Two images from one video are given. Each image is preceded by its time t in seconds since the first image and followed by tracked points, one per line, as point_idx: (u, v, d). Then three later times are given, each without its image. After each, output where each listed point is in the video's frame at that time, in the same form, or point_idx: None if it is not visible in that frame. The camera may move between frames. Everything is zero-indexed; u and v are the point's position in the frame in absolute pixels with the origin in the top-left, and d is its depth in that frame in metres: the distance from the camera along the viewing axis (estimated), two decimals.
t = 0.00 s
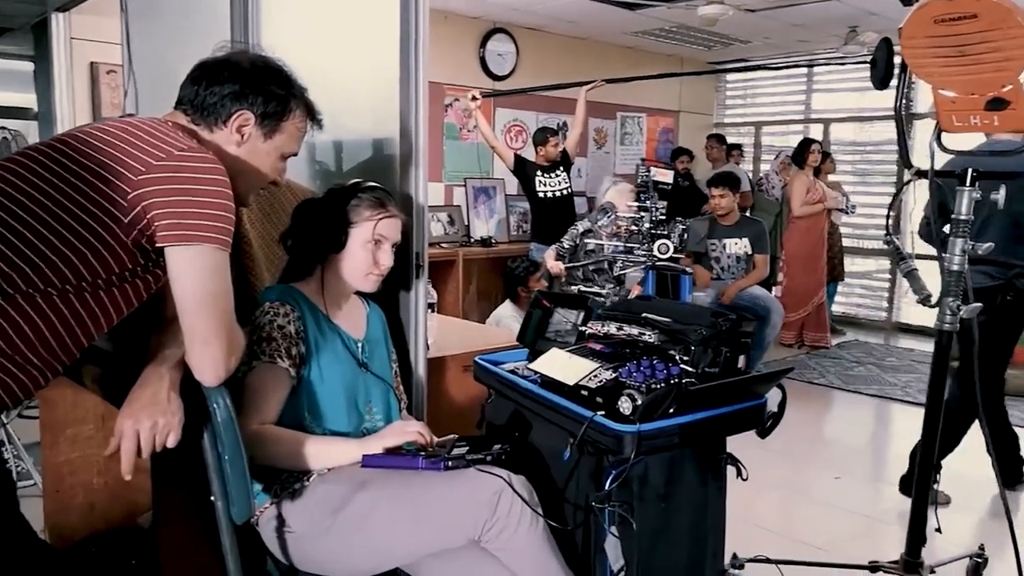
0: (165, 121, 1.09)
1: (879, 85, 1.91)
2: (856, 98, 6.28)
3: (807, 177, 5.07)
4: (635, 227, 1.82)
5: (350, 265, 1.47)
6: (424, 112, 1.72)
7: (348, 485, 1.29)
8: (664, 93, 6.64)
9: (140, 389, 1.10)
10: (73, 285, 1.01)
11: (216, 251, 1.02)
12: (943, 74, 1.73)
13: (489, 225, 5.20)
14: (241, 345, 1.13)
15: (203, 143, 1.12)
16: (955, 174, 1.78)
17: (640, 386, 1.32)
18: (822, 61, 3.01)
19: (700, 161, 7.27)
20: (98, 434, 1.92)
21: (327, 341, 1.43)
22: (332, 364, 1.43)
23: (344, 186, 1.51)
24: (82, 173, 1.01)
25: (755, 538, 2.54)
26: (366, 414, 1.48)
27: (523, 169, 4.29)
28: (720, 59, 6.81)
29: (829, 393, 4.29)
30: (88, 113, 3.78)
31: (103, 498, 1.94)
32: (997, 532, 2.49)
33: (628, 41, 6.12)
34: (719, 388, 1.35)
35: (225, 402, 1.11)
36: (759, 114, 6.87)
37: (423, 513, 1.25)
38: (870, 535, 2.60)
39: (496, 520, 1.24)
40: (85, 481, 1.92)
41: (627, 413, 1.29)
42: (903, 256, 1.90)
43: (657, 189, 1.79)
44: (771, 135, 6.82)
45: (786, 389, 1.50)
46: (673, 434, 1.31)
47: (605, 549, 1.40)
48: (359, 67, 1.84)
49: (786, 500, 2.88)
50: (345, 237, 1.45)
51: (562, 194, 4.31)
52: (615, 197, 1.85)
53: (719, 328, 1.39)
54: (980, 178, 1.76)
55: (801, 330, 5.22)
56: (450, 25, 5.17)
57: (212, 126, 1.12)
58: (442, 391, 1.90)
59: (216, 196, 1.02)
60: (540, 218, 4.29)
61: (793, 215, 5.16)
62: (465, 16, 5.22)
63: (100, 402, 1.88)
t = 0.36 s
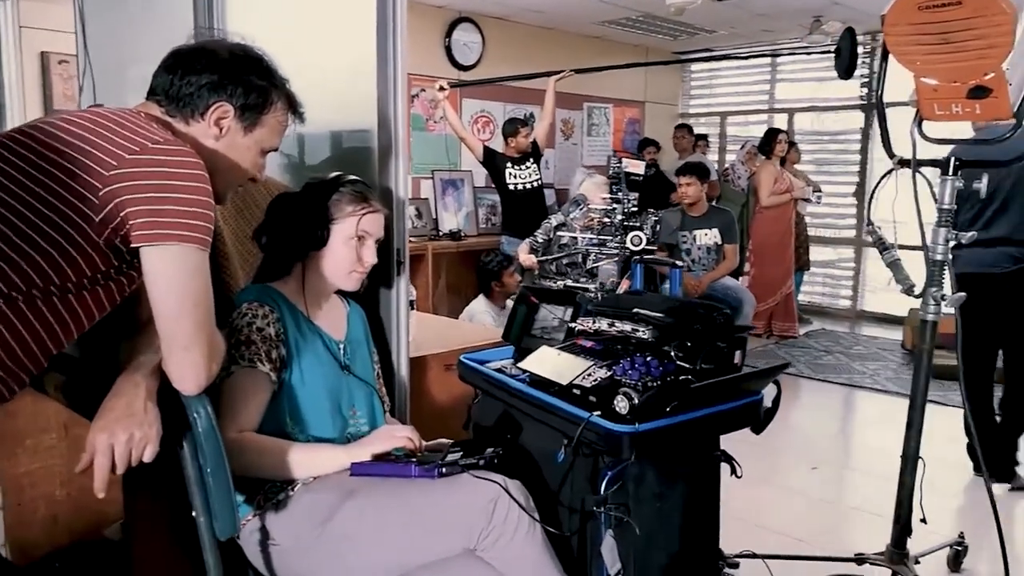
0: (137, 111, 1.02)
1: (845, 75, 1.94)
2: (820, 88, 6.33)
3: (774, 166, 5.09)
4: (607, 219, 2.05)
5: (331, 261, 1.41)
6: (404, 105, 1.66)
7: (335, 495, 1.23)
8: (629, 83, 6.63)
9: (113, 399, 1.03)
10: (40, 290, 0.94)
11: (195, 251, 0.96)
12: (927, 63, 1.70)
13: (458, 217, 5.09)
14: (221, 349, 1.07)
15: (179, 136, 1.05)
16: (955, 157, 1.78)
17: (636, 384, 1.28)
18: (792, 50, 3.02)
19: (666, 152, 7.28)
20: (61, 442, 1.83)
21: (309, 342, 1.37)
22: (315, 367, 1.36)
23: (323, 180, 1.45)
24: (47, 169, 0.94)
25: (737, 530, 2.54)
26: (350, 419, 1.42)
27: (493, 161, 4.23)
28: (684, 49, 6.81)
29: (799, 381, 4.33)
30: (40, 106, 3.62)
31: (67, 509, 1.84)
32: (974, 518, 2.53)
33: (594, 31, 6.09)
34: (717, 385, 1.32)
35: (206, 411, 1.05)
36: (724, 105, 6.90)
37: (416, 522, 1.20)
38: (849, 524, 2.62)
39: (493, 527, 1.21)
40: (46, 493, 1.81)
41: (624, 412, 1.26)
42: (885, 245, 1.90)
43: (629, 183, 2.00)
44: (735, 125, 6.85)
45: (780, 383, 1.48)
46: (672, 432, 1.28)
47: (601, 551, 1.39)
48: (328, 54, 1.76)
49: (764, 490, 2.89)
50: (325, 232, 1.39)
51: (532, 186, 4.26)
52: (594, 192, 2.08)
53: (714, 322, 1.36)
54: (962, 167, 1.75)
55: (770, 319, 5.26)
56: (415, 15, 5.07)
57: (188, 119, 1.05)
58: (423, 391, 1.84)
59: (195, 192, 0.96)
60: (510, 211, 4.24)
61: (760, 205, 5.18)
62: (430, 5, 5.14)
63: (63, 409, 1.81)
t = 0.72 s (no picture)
0: (141, 111, 0.99)
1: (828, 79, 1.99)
2: (801, 92, 6.38)
3: (758, 168, 5.10)
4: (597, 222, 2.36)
5: (333, 265, 1.37)
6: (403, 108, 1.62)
7: (342, 507, 1.19)
8: (612, 86, 6.63)
9: (116, 410, 0.99)
10: (41, 297, 0.90)
11: (201, 256, 0.92)
12: (927, 65, 1.69)
13: (441, 221, 5.00)
14: (226, 358, 1.02)
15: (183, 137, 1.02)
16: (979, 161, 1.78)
17: (648, 390, 1.26)
18: (781, 53, 3.03)
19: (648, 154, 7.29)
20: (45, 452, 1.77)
21: (310, 348, 1.33)
22: (316, 374, 1.32)
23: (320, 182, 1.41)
24: (48, 169, 0.89)
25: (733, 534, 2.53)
26: (352, 427, 1.38)
27: (480, 163, 4.20)
28: (667, 52, 6.83)
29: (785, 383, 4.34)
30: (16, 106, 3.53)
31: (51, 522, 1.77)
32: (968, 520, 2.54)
33: (578, 33, 6.08)
34: (730, 391, 1.29)
35: (210, 420, 1.00)
36: (705, 107, 6.92)
37: (426, 533, 1.17)
38: (844, 526, 2.62)
39: (506, 538, 1.18)
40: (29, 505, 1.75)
41: (638, 419, 1.23)
42: (885, 248, 1.89)
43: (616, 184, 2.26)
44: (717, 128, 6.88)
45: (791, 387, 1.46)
46: (685, 439, 1.25)
47: (613, 561, 1.36)
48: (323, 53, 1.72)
49: (757, 493, 2.88)
50: (325, 233, 1.35)
51: (519, 189, 4.24)
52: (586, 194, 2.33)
53: (725, 326, 1.33)
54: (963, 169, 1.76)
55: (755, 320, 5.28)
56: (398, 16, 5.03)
57: (192, 120, 1.02)
58: (423, 397, 1.80)
59: (202, 196, 0.91)
60: (497, 213, 4.21)
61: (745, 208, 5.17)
62: (414, 7, 5.10)
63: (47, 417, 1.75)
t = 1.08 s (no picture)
0: (148, 113, 0.98)
1: (804, 80, 2.02)
2: (778, 94, 6.43)
3: (739, 170, 5.10)
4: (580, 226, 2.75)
5: (335, 269, 1.35)
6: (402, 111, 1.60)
7: (350, 517, 1.16)
8: (592, 88, 6.64)
9: (122, 420, 0.96)
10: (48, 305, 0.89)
11: (211, 261, 0.92)
12: (921, 65, 1.69)
13: (424, 224, 4.98)
14: (233, 366, 1.00)
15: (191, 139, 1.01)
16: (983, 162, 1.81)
17: (658, 393, 1.24)
18: (765, 55, 3.05)
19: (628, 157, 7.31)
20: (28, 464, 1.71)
21: (312, 355, 1.30)
22: (319, 381, 1.30)
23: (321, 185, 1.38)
24: (55, 173, 0.88)
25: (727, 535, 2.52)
26: (355, 435, 1.35)
27: (464, 166, 4.17)
28: (645, 54, 6.85)
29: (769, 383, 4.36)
30: None
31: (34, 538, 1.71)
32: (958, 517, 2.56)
33: (557, 36, 6.08)
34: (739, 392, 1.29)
35: (218, 432, 0.98)
36: (684, 110, 6.95)
37: (436, 542, 1.15)
38: (836, 526, 2.63)
39: (518, 545, 1.15)
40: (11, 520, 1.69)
41: (649, 422, 1.22)
42: (879, 248, 1.90)
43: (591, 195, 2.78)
44: (696, 130, 6.91)
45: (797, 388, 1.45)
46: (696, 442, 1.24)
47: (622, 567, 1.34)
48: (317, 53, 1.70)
49: (749, 494, 2.88)
50: (327, 238, 1.32)
51: (504, 191, 4.22)
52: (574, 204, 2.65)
53: (733, 327, 1.33)
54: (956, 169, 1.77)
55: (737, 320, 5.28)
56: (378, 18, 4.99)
57: (201, 123, 1.01)
58: (420, 403, 1.77)
59: (214, 199, 0.92)
60: (481, 216, 4.18)
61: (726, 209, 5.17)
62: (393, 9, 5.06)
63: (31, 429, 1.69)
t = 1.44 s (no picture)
0: (125, 107, 0.95)
1: (765, 80, 2.06)
2: (739, 94, 6.53)
3: (701, 169, 5.13)
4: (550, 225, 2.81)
5: (311, 265, 1.33)
6: (376, 104, 1.58)
7: (332, 517, 1.15)
8: (554, 87, 6.66)
9: (101, 422, 0.94)
10: (25, 304, 0.87)
11: (193, 259, 0.90)
12: (884, 62, 1.73)
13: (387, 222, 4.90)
14: (213, 365, 0.98)
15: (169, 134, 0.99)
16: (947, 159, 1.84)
17: (638, 387, 1.25)
18: (728, 55, 3.09)
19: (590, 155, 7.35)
20: None
21: (290, 353, 1.28)
22: (297, 380, 1.27)
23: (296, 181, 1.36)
24: (34, 168, 0.87)
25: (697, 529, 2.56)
26: (334, 434, 1.33)
27: (429, 164, 4.15)
28: (606, 54, 6.89)
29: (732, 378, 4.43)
30: None
31: None
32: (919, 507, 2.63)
33: (519, 34, 6.08)
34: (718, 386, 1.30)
35: (200, 432, 0.96)
36: (645, 109, 7.01)
37: (421, 540, 1.13)
38: (802, 517, 2.68)
39: (502, 543, 1.12)
40: None
41: (631, 417, 1.22)
42: (846, 244, 1.94)
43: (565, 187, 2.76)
44: (657, 130, 6.97)
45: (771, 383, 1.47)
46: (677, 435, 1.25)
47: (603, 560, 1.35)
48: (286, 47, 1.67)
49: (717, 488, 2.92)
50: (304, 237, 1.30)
51: (469, 190, 4.20)
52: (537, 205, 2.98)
53: (710, 322, 1.34)
54: (920, 166, 1.82)
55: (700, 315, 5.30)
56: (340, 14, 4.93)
57: (180, 118, 0.99)
58: (395, 402, 1.76)
59: (194, 195, 0.90)
60: (447, 215, 4.16)
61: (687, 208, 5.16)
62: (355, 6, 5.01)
63: None
